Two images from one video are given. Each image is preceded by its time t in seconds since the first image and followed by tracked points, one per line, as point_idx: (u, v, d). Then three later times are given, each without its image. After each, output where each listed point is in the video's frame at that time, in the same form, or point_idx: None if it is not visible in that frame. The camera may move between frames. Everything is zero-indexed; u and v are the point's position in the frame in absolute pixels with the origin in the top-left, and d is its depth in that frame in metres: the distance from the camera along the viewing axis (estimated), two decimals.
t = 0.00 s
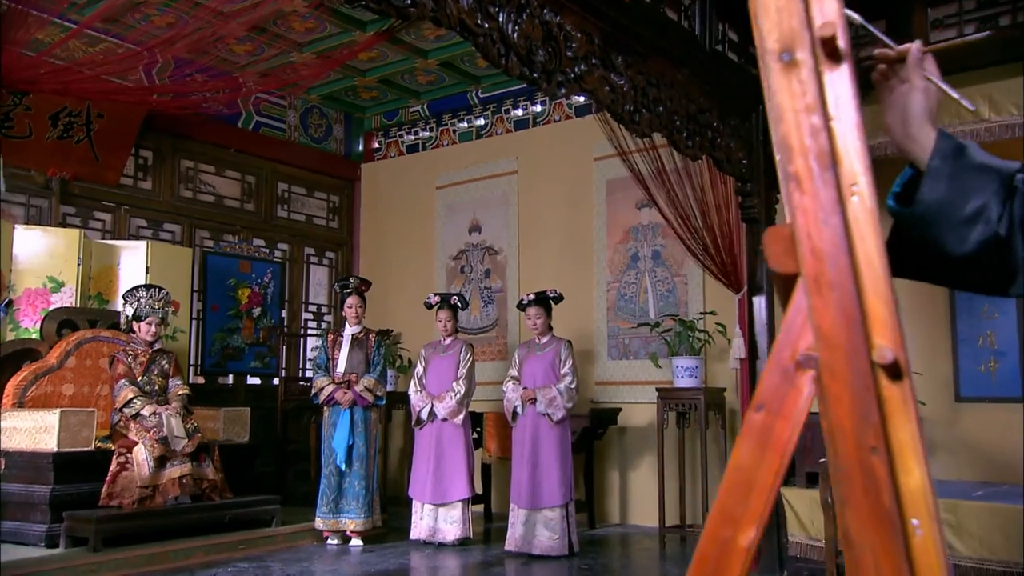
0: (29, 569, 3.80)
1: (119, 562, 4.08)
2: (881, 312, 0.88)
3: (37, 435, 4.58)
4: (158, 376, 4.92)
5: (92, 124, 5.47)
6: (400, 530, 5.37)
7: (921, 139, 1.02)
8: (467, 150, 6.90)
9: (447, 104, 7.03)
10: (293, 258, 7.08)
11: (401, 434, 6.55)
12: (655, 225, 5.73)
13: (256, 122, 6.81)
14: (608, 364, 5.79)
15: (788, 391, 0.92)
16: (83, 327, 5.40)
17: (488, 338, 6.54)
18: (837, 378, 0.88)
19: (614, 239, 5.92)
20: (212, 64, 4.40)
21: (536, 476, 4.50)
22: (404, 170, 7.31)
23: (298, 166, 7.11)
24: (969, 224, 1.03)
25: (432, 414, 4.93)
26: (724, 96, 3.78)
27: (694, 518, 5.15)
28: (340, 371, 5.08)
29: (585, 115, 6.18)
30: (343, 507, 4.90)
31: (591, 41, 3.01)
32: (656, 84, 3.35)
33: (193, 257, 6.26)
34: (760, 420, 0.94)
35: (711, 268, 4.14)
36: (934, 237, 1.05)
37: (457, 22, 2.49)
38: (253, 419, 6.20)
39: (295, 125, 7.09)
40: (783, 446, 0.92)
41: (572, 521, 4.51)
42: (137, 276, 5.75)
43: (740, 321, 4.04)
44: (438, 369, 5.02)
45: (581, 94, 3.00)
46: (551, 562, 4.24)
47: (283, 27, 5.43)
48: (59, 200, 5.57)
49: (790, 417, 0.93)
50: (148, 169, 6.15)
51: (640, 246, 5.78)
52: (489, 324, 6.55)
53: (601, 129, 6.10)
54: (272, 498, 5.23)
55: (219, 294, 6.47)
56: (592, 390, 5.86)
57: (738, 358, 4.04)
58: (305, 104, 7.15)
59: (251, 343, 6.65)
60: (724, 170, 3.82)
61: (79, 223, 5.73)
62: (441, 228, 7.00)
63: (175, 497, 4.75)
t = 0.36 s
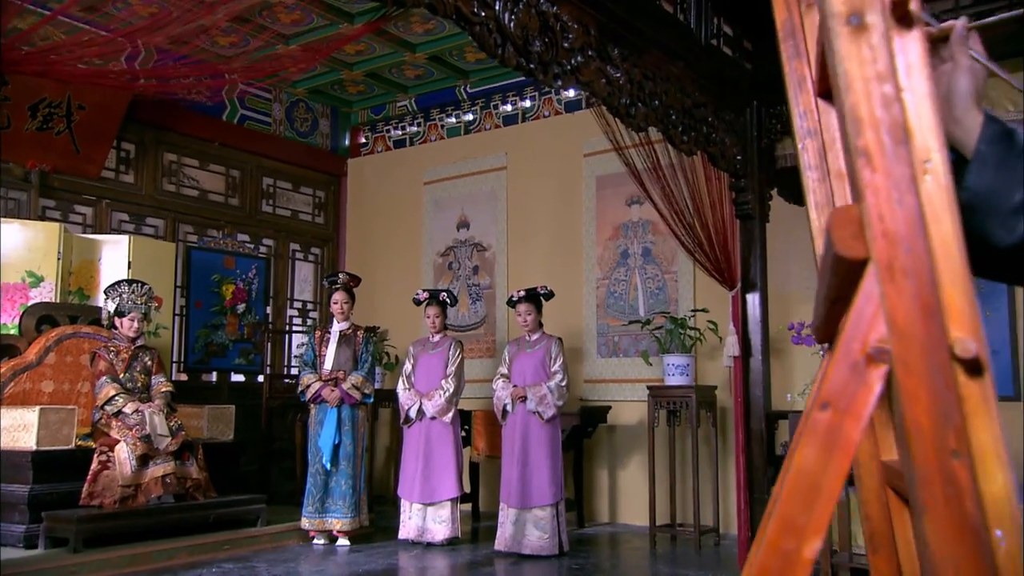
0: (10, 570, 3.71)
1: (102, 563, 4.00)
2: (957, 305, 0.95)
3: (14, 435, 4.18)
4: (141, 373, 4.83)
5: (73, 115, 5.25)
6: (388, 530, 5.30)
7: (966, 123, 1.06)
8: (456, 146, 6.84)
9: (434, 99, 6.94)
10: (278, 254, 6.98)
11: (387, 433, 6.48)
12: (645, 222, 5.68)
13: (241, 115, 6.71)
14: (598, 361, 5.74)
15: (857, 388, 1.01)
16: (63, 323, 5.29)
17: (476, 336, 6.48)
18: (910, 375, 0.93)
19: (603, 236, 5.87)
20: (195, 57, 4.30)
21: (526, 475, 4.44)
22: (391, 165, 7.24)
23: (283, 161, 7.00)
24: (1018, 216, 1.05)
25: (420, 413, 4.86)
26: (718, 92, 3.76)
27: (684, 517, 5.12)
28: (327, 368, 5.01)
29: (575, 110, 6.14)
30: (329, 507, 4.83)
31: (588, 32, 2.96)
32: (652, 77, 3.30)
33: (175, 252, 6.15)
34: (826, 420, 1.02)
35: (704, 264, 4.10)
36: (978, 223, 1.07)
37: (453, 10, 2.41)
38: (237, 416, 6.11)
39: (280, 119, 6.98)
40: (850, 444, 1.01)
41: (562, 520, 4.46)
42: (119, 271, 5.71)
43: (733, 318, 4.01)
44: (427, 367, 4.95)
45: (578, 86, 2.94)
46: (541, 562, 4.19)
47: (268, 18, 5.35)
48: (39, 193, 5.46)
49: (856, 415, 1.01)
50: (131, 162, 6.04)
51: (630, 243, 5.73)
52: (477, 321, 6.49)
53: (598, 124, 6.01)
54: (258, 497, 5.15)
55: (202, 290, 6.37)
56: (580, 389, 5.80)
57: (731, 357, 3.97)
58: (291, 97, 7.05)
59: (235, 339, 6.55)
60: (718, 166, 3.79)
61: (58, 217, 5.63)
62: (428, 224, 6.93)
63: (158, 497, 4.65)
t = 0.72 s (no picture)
0: None
1: (72, 566, 3.89)
2: None
3: None
4: (114, 371, 4.71)
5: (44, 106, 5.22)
6: (367, 530, 5.22)
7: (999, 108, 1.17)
8: (437, 141, 6.76)
9: (414, 94, 6.85)
10: (256, 250, 6.86)
11: (367, 431, 6.40)
12: (629, 219, 5.65)
13: (218, 108, 6.59)
14: (580, 359, 5.70)
15: (930, 390, 0.69)
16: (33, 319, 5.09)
17: (457, 334, 6.41)
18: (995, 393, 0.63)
19: (586, 234, 5.83)
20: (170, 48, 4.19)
21: (509, 474, 4.39)
22: (371, 160, 7.15)
23: (260, 155, 6.88)
24: None
25: (402, 411, 4.80)
26: (705, 88, 3.74)
27: (667, 516, 5.10)
28: (306, 366, 4.91)
29: (558, 106, 6.09)
30: (307, 507, 4.74)
31: (577, 24, 2.91)
32: (640, 70, 3.26)
33: (150, 248, 6.02)
34: (892, 423, 0.71)
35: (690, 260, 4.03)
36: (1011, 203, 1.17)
37: None
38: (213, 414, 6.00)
39: (257, 113, 6.86)
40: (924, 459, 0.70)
41: (545, 520, 4.41)
42: (92, 266, 5.56)
43: (719, 316, 3.98)
44: (408, 365, 4.88)
45: (567, 79, 2.89)
46: (525, 562, 4.14)
47: (247, 9, 5.25)
48: (8, 186, 5.31)
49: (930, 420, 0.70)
50: (103, 155, 5.89)
51: (613, 241, 5.69)
52: (458, 318, 6.42)
53: (584, 119, 5.95)
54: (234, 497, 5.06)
55: (177, 286, 6.25)
56: (563, 387, 5.76)
57: (717, 355, 3.92)
58: (269, 91, 6.93)
59: (211, 337, 6.42)
60: (705, 163, 3.76)
61: (28, 210, 5.48)
62: (409, 220, 6.85)
63: (132, 498, 4.53)
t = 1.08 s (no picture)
0: None
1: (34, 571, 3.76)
2: None
3: None
4: (79, 369, 4.60)
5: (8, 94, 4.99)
6: (340, 531, 5.14)
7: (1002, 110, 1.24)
8: (412, 137, 6.68)
9: (389, 89, 6.76)
10: (226, 246, 6.72)
11: (339, 431, 6.30)
12: (606, 217, 5.62)
13: (187, 101, 6.45)
14: (557, 358, 5.66)
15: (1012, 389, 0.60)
16: None
17: (432, 332, 6.34)
18: None
19: (563, 231, 5.79)
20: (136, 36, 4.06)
21: (486, 474, 4.33)
22: (345, 156, 7.05)
23: (230, 149, 6.74)
24: None
25: (376, 410, 4.72)
26: (686, 84, 3.72)
27: (644, 516, 5.07)
28: (279, 364, 4.82)
29: (535, 103, 6.04)
30: (278, 509, 4.63)
31: (560, 17, 2.86)
32: (622, 65, 3.22)
33: (116, 243, 5.87)
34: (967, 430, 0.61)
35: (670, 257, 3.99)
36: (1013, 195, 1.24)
37: None
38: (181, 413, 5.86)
39: (229, 106, 6.73)
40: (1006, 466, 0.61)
41: (522, 521, 4.36)
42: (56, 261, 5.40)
43: (699, 314, 3.95)
44: (383, 364, 4.80)
45: (550, 72, 2.83)
46: (501, 563, 4.09)
47: None
48: None
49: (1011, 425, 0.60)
50: (68, 147, 5.73)
51: (590, 239, 5.65)
52: (434, 316, 6.35)
53: (562, 116, 5.90)
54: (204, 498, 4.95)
55: (145, 283, 6.10)
56: (539, 386, 5.72)
57: (697, 354, 3.90)
58: (240, 84, 6.81)
59: (180, 334, 6.29)
60: (685, 160, 3.75)
61: None
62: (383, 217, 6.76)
63: (97, 500, 4.41)
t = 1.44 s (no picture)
0: None
1: None
2: None
3: None
4: (41, 367, 4.45)
5: None
6: (312, 533, 5.05)
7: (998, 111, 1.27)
8: (386, 133, 6.59)
9: (363, 85, 6.65)
10: (195, 242, 6.58)
11: (311, 431, 6.20)
12: (582, 216, 5.58)
13: (155, 94, 6.30)
14: (532, 357, 5.61)
15: None
16: None
17: (406, 331, 6.26)
18: None
19: (539, 229, 5.75)
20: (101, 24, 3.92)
21: (462, 475, 4.26)
22: (317, 152, 6.95)
23: (199, 143, 6.60)
24: None
25: (349, 410, 4.64)
26: (666, 81, 3.70)
27: (620, 515, 5.05)
28: (249, 362, 4.71)
29: (511, 100, 5.98)
30: (247, 510, 4.53)
31: (542, 9, 2.80)
32: (604, 59, 3.18)
33: (81, 238, 5.71)
34: None
35: (650, 255, 3.93)
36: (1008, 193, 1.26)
37: None
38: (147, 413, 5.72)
39: (198, 99, 6.59)
40: None
41: (498, 522, 4.31)
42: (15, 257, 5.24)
43: (678, 313, 3.93)
44: (356, 362, 4.71)
45: (531, 65, 2.78)
46: (477, 565, 4.05)
47: None
48: None
49: None
50: (31, 139, 5.56)
51: (566, 237, 5.61)
52: (408, 314, 6.27)
53: (538, 113, 5.86)
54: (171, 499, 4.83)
55: (111, 279, 5.95)
56: (514, 386, 5.67)
57: (676, 353, 3.87)
58: (210, 76, 6.67)
59: (146, 332, 6.14)
60: (665, 158, 3.73)
61: None
62: (356, 214, 6.66)
63: (59, 502, 4.28)
